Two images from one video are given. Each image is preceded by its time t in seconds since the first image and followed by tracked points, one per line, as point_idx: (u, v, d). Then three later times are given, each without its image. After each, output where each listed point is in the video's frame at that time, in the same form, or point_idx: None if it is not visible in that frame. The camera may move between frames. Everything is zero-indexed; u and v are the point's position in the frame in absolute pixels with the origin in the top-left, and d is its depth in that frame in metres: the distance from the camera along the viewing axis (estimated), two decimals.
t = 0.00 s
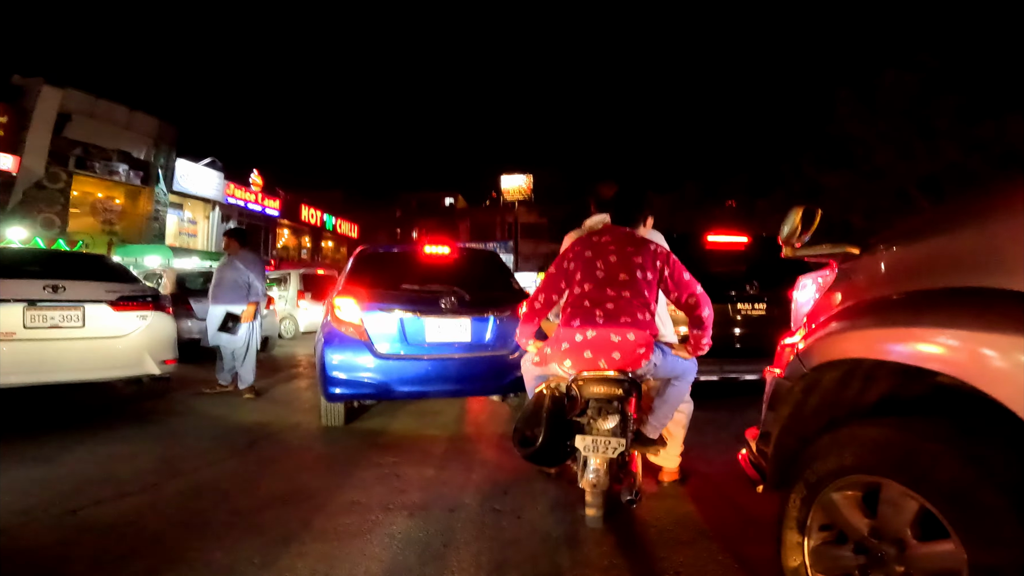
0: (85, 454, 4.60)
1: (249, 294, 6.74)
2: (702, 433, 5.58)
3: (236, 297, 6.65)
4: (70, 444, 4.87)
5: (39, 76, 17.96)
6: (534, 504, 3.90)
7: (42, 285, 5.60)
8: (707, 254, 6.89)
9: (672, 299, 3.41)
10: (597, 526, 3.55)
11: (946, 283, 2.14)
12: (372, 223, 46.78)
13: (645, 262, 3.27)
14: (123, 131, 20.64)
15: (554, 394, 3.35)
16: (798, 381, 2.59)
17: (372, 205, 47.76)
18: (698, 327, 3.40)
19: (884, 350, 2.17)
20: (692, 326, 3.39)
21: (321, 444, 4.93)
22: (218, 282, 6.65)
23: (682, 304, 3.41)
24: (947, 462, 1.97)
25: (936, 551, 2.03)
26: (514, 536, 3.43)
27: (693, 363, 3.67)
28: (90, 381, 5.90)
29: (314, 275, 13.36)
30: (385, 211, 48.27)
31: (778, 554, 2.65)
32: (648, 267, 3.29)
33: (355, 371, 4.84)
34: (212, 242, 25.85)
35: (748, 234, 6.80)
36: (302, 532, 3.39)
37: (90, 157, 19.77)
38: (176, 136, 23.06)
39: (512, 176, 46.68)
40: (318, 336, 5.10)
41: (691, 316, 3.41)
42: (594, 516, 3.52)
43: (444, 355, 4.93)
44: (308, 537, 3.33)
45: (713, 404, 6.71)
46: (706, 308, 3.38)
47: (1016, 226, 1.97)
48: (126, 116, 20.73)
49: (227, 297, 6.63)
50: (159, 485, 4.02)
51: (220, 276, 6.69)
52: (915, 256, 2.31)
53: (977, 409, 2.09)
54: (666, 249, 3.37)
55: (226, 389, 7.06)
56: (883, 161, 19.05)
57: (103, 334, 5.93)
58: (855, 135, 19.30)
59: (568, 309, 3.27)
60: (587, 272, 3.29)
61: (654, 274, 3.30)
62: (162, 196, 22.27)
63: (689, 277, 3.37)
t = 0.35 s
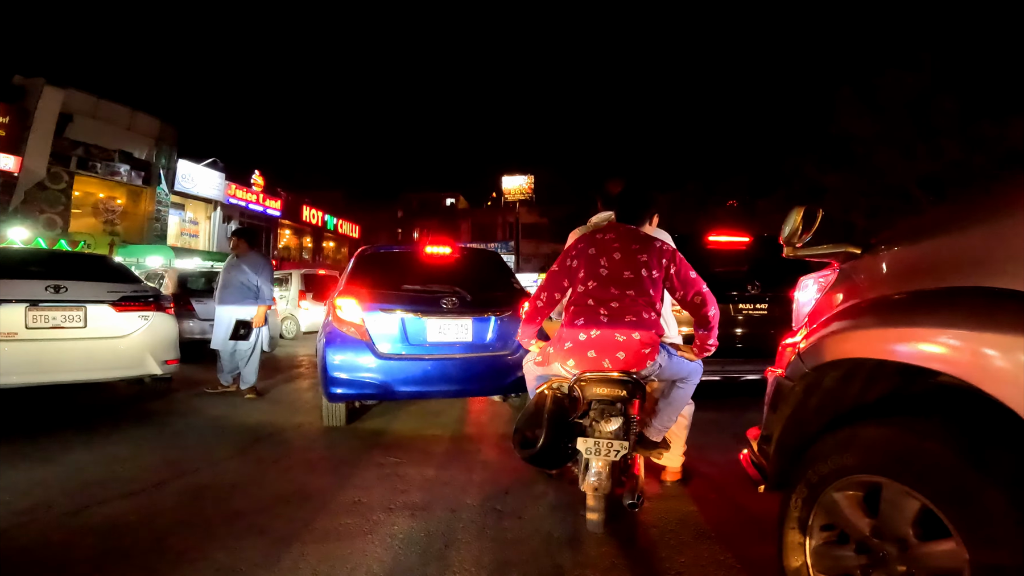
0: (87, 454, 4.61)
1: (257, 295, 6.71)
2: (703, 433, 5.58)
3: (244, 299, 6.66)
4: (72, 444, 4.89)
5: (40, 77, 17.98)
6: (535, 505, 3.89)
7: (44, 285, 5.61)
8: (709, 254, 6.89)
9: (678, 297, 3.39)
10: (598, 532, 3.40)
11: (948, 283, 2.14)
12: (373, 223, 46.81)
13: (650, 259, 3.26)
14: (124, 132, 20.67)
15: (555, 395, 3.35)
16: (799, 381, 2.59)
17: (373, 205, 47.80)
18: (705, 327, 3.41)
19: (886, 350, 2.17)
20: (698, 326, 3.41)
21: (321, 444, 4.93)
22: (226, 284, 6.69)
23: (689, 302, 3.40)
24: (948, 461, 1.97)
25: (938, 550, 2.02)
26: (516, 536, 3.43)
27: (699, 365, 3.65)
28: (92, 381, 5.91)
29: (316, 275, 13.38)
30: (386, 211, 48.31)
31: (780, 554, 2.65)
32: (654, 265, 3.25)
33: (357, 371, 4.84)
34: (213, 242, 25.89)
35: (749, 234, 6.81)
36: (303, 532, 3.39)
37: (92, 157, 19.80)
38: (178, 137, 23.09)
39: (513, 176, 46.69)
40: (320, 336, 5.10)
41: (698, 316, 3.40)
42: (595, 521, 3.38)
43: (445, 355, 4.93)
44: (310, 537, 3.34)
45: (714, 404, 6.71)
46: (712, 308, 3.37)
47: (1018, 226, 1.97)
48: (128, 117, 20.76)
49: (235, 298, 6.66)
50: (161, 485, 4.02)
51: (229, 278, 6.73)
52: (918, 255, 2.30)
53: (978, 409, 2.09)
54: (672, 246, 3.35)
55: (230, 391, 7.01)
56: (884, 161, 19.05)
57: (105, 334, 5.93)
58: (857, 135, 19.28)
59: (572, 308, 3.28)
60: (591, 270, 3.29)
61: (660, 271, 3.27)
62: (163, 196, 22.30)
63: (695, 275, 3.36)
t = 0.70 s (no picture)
0: (89, 455, 4.62)
1: (261, 297, 6.72)
2: (704, 433, 5.58)
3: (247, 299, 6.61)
4: (73, 445, 4.89)
5: (41, 77, 17.99)
6: (536, 505, 3.90)
7: (46, 286, 5.61)
8: (709, 254, 6.88)
9: (679, 294, 3.41)
10: (598, 537, 3.42)
11: (949, 283, 2.14)
12: (373, 223, 46.83)
13: (650, 256, 3.26)
14: (125, 132, 20.68)
15: (554, 399, 3.33)
16: (801, 381, 2.58)
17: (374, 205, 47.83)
18: (706, 325, 3.42)
19: (886, 349, 2.17)
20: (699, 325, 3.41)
21: (323, 445, 4.94)
22: (227, 284, 6.60)
23: (689, 300, 3.41)
24: (949, 461, 1.97)
25: (938, 549, 2.02)
26: (517, 537, 3.43)
27: (702, 367, 3.65)
28: (94, 382, 5.91)
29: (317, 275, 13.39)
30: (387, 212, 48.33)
31: (781, 554, 2.65)
32: (655, 261, 3.27)
33: (358, 371, 4.84)
34: (215, 243, 25.92)
35: (750, 234, 6.80)
36: (304, 532, 3.40)
37: (92, 158, 19.81)
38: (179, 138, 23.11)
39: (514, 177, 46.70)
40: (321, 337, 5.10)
41: (698, 312, 3.42)
42: (596, 526, 3.37)
43: (446, 355, 4.93)
44: (311, 537, 3.34)
45: (715, 404, 6.71)
46: (712, 304, 3.40)
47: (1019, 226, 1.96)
48: (128, 117, 20.77)
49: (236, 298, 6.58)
50: (163, 486, 4.03)
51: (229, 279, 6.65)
52: (918, 256, 2.30)
53: (979, 409, 2.10)
54: (672, 242, 3.36)
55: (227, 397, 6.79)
56: (885, 161, 19.05)
57: (106, 335, 5.94)
58: (857, 134, 19.28)
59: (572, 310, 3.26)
60: (589, 269, 3.28)
61: (661, 267, 3.28)
62: (164, 197, 22.33)
63: (695, 271, 3.37)
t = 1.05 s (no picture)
0: (94, 454, 4.63)
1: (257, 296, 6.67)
2: (708, 434, 5.58)
3: (241, 299, 6.58)
4: (79, 444, 4.91)
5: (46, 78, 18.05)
6: (540, 505, 3.90)
7: (51, 286, 5.64)
8: (714, 254, 6.87)
9: (678, 290, 3.41)
10: (598, 540, 3.31)
11: (955, 283, 2.13)
12: (377, 223, 46.91)
13: (647, 254, 3.25)
14: (129, 132, 20.75)
15: (555, 403, 3.30)
16: (806, 381, 2.58)
17: (378, 206, 47.91)
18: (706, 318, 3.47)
19: (892, 350, 2.17)
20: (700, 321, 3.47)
21: (326, 445, 4.94)
22: (222, 285, 6.61)
23: (688, 296, 3.41)
24: (956, 462, 1.96)
25: (943, 548, 2.02)
26: (521, 537, 3.43)
27: (705, 369, 3.63)
28: (99, 381, 5.93)
29: (320, 276, 13.43)
30: (391, 212, 48.42)
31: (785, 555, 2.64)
32: (654, 258, 3.26)
33: (362, 371, 4.84)
34: (219, 243, 26.01)
35: (754, 234, 6.79)
36: (309, 532, 3.40)
37: (98, 158, 19.89)
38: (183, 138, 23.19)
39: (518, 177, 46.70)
40: (325, 337, 5.11)
41: (698, 306, 3.45)
42: (599, 531, 3.29)
43: (450, 355, 4.93)
44: (315, 537, 3.35)
45: (719, 404, 6.70)
46: (711, 298, 3.43)
47: None
48: (133, 118, 20.84)
49: (231, 298, 6.57)
50: (167, 485, 4.04)
51: (225, 279, 6.64)
52: (924, 256, 2.29)
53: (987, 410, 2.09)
54: (668, 238, 3.37)
55: (228, 400, 6.69)
56: (889, 161, 19.00)
57: (112, 334, 5.96)
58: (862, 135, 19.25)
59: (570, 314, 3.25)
60: (586, 269, 3.25)
61: (660, 263, 3.27)
62: (169, 197, 22.42)
63: (693, 265, 3.37)
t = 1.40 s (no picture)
0: (97, 454, 4.64)
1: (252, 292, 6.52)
2: (711, 434, 5.57)
3: (236, 296, 6.45)
4: (83, 443, 4.92)
5: (52, 78, 18.12)
6: (542, 505, 3.89)
7: (56, 285, 5.66)
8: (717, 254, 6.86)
9: (672, 289, 3.35)
10: (602, 541, 3.27)
11: (959, 283, 2.12)
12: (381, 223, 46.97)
13: (640, 253, 3.22)
14: (135, 132, 20.81)
15: (556, 404, 3.26)
16: (808, 381, 2.57)
17: (381, 206, 47.97)
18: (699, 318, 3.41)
19: (893, 350, 2.17)
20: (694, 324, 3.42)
21: (329, 444, 4.95)
22: (217, 283, 6.48)
23: (685, 294, 3.36)
24: (959, 463, 1.95)
25: (945, 549, 2.01)
26: (523, 537, 3.43)
27: (704, 367, 3.61)
28: (102, 381, 5.93)
29: (324, 275, 13.46)
30: (394, 212, 48.50)
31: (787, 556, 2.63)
32: (647, 256, 3.23)
33: (365, 371, 4.85)
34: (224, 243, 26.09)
35: (758, 234, 6.77)
36: (311, 532, 3.40)
37: (103, 158, 19.96)
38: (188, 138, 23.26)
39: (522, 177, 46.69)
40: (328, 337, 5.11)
41: (691, 305, 3.40)
42: (602, 531, 3.25)
43: (452, 355, 4.93)
44: (317, 537, 3.35)
45: (722, 404, 6.69)
46: (702, 294, 3.36)
47: None
48: (138, 118, 20.90)
49: (226, 296, 6.44)
50: (170, 485, 4.03)
51: (220, 277, 6.52)
52: (928, 256, 2.28)
53: (991, 411, 2.08)
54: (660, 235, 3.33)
55: (232, 399, 6.69)
56: (894, 160, 18.94)
57: (116, 334, 5.98)
58: (867, 135, 19.21)
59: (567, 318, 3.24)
60: (579, 272, 3.23)
61: (654, 262, 3.24)
62: (174, 197, 22.50)
63: (686, 263, 3.32)
